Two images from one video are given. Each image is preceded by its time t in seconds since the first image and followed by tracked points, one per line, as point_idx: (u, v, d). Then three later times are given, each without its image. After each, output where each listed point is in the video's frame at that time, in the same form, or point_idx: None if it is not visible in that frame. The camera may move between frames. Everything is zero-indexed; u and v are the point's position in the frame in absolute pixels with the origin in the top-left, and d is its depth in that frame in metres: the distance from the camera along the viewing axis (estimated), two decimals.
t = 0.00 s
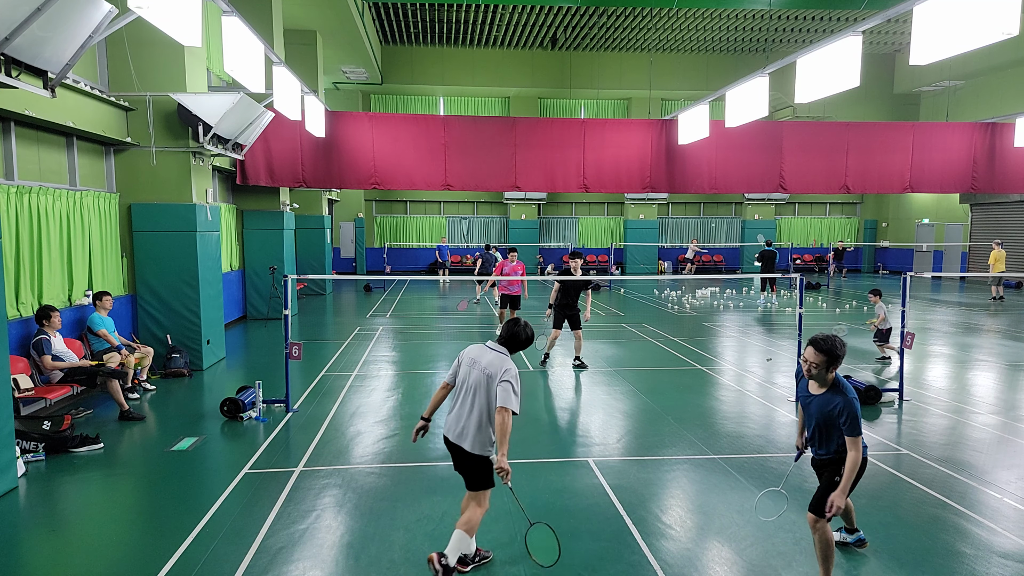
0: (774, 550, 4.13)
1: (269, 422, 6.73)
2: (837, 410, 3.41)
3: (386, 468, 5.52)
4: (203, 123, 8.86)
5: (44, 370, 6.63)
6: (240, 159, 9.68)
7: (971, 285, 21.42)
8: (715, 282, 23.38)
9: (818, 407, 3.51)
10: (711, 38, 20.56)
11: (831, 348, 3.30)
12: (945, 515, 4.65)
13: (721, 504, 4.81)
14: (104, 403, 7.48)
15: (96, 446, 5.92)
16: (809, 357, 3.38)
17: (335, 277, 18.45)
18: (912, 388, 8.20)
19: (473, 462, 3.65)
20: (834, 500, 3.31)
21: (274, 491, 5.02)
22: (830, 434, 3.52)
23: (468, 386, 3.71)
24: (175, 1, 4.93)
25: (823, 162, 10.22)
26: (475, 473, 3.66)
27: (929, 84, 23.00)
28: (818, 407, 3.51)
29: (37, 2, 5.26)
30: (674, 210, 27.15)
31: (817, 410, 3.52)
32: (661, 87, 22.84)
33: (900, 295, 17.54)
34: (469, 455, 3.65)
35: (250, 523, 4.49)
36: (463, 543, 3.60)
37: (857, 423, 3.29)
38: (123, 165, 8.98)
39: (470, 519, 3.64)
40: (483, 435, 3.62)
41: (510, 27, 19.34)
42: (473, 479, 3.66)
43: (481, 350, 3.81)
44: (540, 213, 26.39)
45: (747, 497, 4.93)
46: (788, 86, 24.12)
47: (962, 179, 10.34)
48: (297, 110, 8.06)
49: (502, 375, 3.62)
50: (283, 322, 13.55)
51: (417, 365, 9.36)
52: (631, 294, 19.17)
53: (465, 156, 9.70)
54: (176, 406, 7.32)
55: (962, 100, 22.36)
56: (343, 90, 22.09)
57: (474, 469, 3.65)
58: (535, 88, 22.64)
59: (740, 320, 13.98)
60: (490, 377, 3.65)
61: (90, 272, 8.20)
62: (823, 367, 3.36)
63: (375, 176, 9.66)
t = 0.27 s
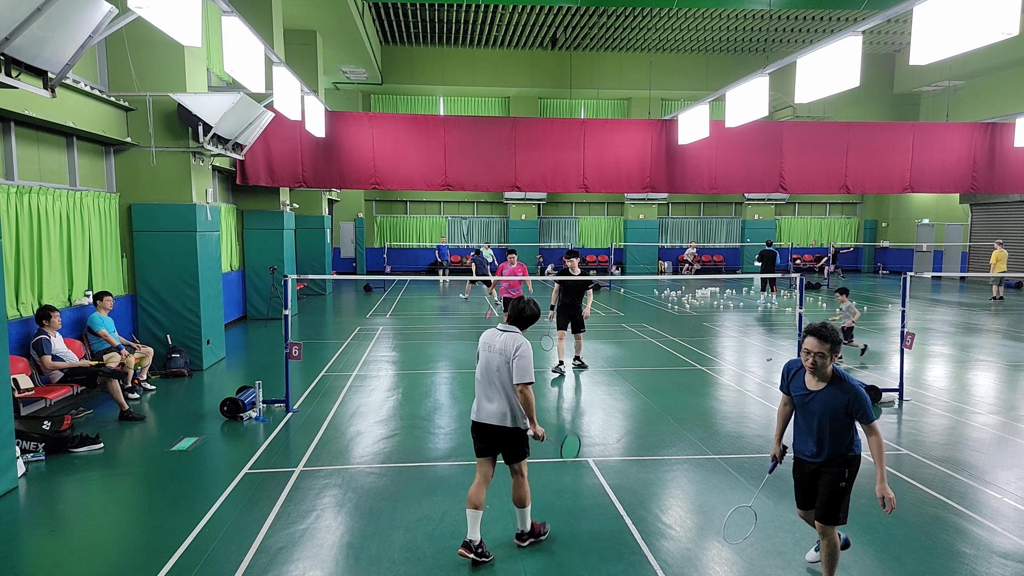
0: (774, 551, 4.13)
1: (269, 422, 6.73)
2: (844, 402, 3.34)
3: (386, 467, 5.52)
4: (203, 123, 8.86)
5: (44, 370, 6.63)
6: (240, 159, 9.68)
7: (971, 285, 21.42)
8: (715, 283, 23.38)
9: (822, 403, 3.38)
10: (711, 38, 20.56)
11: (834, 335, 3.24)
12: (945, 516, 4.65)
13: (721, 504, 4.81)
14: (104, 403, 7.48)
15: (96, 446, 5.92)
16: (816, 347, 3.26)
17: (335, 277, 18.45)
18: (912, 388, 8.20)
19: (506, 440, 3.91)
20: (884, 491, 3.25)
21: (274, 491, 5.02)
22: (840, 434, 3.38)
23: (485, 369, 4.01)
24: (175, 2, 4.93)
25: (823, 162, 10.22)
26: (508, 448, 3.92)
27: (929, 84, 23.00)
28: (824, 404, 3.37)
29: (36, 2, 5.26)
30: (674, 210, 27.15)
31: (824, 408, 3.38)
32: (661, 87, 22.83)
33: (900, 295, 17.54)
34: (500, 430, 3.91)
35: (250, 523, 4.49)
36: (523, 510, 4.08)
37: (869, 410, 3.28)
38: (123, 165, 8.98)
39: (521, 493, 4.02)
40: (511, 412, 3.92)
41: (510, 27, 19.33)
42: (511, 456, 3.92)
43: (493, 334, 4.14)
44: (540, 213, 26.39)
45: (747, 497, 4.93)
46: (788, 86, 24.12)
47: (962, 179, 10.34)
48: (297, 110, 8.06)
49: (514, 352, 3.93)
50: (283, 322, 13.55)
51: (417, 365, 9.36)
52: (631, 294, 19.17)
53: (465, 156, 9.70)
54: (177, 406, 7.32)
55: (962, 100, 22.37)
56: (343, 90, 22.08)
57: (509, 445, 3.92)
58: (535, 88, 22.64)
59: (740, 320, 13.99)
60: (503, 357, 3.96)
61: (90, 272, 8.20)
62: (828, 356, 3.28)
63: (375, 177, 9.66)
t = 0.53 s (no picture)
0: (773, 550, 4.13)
1: (269, 422, 6.73)
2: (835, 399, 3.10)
3: (386, 467, 5.52)
4: (203, 123, 8.86)
5: (44, 370, 6.63)
6: (239, 160, 9.68)
7: (971, 285, 21.42)
8: (715, 282, 23.38)
9: (813, 401, 3.16)
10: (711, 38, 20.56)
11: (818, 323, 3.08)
12: (945, 515, 4.65)
13: (721, 504, 4.81)
14: (104, 403, 7.48)
15: (96, 446, 5.92)
16: (801, 335, 3.09)
17: (335, 277, 18.45)
18: (912, 388, 8.20)
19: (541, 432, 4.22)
20: (827, 487, 3.07)
21: (274, 491, 5.02)
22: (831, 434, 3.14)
23: (519, 370, 4.23)
24: (175, 2, 4.93)
25: (823, 162, 10.21)
26: (543, 438, 4.23)
27: (929, 84, 23.00)
28: (817, 400, 3.14)
29: (36, 2, 5.26)
30: (674, 209, 27.15)
31: (817, 404, 3.14)
32: (661, 87, 22.83)
33: (900, 295, 17.54)
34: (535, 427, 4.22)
35: (249, 523, 4.48)
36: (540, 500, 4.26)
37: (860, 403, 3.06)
38: (123, 166, 8.98)
39: (539, 479, 4.21)
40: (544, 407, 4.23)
41: (510, 27, 19.33)
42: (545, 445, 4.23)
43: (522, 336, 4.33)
44: (540, 213, 26.39)
45: (747, 497, 4.93)
46: (788, 86, 24.12)
47: (962, 179, 10.34)
48: (297, 110, 8.06)
49: (545, 353, 4.20)
50: (283, 322, 13.55)
51: (417, 365, 9.36)
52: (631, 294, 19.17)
53: (465, 156, 9.70)
54: (177, 407, 7.32)
55: (962, 100, 22.36)
56: (343, 90, 22.08)
57: (543, 436, 4.23)
58: (535, 88, 22.64)
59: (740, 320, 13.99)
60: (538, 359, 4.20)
61: (90, 272, 8.20)
62: (814, 346, 3.10)
63: (375, 177, 9.66)
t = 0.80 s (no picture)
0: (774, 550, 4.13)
1: (270, 422, 6.73)
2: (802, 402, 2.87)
3: (386, 468, 5.52)
4: (203, 123, 8.86)
5: (44, 370, 6.64)
6: (240, 160, 9.68)
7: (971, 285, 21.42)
8: (715, 282, 23.38)
9: (781, 404, 2.92)
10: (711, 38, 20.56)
11: (783, 319, 2.88)
12: (945, 516, 4.65)
13: (721, 504, 4.80)
14: (104, 403, 7.48)
15: (96, 446, 5.92)
16: (766, 332, 2.88)
17: (335, 277, 18.45)
18: (912, 388, 8.20)
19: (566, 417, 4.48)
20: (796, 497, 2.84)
21: (274, 491, 5.02)
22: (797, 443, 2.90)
23: (551, 359, 4.37)
24: (175, 2, 4.93)
25: (823, 162, 10.21)
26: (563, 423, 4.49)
27: (929, 84, 23.00)
28: (784, 404, 2.91)
29: (36, 2, 5.26)
30: (674, 210, 27.15)
31: (784, 409, 2.91)
32: (661, 87, 22.83)
33: (900, 295, 17.54)
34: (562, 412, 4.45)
35: (249, 523, 4.48)
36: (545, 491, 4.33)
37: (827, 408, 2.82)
38: (123, 165, 8.98)
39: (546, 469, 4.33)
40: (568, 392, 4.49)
41: (510, 27, 19.32)
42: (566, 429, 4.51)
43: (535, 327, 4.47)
44: (540, 213, 26.39)
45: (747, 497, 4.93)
46: (788, 86, 24.12)
47: (962, 179, 10.33)
48: (297, 110, 8.05)
49: (572, 342, 4.44)
50: (283, 322, 13.55)
51: (417, 365, 9.36)
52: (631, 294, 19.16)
53: (465, 156, 9.70)
54: (177, 407, 7.32)
55: (963, 100, 22.36)
56: (343, 90, 22.08)
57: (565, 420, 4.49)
58: (535, 88, 22.63)
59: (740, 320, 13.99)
60: (565, 347, 4.40)
61: (90, 272, 8.19)
62: (780, 345, 2.88)
63: (375, 177, 9.66)
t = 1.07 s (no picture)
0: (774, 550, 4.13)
1: (269, 422, 6.73)
2: (775, 406, 2.85)
3: (386, 468, 5.52)
4: (203, 123, 8.86)
5: (44, 370, 6.64)
6: (239, 159, 9.68)
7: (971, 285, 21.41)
8: (714, 282, 23.38)
9: (751, 406, 2.89)
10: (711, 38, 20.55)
11: (754, 321, 2.86)
12: (945, 515, 4.65)
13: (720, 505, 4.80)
14: (104, 403, 7.49)
15: (96, 446, 5.92)
16: (736, 334, 2.86)
17: (335, 277, 18.44)
18: (912, 388, 8.20)
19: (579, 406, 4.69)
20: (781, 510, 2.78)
21: (274, 491, 5.02)
22: (763, 448, 2.88)
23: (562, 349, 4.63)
24: (174, 2, 4.92)
25: (823, 162, 10.21)
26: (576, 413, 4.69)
27: (929, 84, 23.00)
28: (753, 406, 2.87)
29: (36, 2, 5.27)
30: (674, 210, 27.14)
31: (753, 412, 2.87)
32: (661, 87, 22.82)
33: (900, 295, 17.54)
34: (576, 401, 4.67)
35: (249, 523, 4.48)
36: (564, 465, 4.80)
37: (801, 414, 2.82)
38: (123, 166, 8.98)
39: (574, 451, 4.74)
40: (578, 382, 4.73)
41: (510, 27, 19.31)
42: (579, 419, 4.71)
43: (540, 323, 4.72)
44: (540, 213, 26.38)
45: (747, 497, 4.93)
46: (788, 86, 24.11)
47: (962, 178, 10.33)
48: (297, 110, 8.05)
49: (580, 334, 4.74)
50: (283, 322, 13.54)
51: (416, 365, 9.36)
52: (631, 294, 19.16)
53: (465, 156, 9.70)
54: (177, 406, 7.32)
55: (963, 100, 22.36)
56: (343, 90, 22.08)
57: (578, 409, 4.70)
58: (535, 88, 22.62)
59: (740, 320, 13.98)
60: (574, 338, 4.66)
61: (90, 272, 8.19)
62: (751, 347, 2.85)
63: (375, 177, 9.66)
